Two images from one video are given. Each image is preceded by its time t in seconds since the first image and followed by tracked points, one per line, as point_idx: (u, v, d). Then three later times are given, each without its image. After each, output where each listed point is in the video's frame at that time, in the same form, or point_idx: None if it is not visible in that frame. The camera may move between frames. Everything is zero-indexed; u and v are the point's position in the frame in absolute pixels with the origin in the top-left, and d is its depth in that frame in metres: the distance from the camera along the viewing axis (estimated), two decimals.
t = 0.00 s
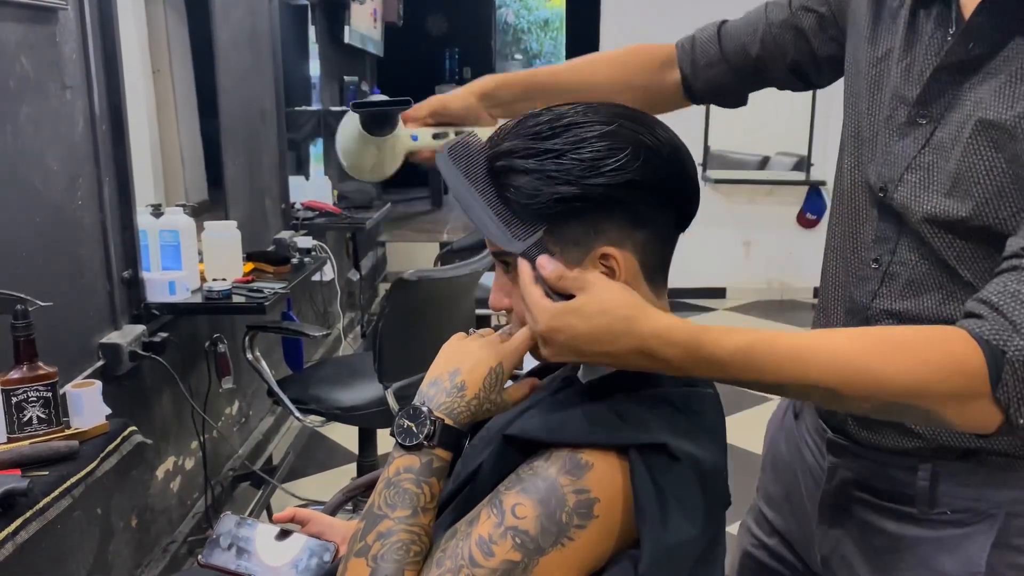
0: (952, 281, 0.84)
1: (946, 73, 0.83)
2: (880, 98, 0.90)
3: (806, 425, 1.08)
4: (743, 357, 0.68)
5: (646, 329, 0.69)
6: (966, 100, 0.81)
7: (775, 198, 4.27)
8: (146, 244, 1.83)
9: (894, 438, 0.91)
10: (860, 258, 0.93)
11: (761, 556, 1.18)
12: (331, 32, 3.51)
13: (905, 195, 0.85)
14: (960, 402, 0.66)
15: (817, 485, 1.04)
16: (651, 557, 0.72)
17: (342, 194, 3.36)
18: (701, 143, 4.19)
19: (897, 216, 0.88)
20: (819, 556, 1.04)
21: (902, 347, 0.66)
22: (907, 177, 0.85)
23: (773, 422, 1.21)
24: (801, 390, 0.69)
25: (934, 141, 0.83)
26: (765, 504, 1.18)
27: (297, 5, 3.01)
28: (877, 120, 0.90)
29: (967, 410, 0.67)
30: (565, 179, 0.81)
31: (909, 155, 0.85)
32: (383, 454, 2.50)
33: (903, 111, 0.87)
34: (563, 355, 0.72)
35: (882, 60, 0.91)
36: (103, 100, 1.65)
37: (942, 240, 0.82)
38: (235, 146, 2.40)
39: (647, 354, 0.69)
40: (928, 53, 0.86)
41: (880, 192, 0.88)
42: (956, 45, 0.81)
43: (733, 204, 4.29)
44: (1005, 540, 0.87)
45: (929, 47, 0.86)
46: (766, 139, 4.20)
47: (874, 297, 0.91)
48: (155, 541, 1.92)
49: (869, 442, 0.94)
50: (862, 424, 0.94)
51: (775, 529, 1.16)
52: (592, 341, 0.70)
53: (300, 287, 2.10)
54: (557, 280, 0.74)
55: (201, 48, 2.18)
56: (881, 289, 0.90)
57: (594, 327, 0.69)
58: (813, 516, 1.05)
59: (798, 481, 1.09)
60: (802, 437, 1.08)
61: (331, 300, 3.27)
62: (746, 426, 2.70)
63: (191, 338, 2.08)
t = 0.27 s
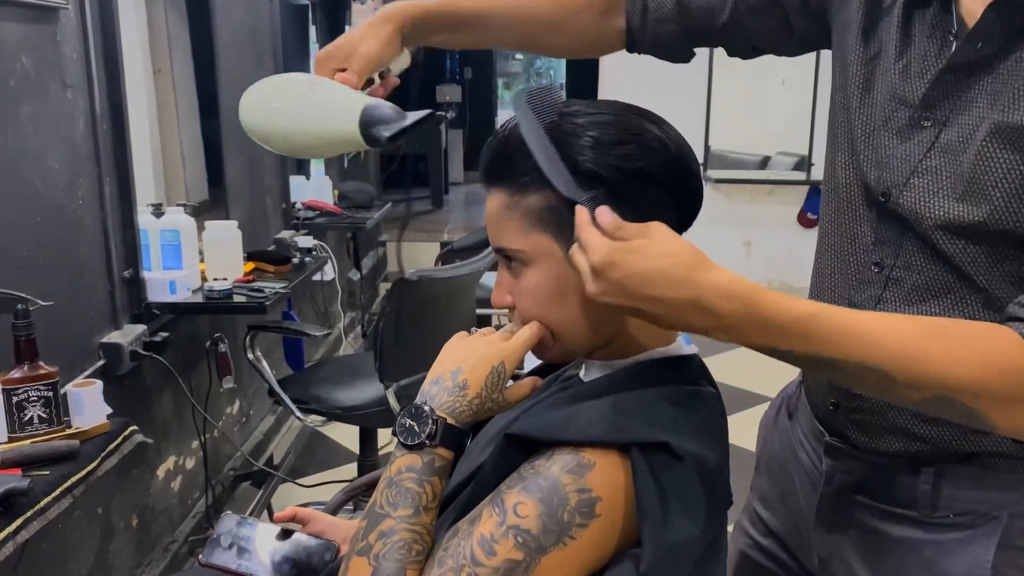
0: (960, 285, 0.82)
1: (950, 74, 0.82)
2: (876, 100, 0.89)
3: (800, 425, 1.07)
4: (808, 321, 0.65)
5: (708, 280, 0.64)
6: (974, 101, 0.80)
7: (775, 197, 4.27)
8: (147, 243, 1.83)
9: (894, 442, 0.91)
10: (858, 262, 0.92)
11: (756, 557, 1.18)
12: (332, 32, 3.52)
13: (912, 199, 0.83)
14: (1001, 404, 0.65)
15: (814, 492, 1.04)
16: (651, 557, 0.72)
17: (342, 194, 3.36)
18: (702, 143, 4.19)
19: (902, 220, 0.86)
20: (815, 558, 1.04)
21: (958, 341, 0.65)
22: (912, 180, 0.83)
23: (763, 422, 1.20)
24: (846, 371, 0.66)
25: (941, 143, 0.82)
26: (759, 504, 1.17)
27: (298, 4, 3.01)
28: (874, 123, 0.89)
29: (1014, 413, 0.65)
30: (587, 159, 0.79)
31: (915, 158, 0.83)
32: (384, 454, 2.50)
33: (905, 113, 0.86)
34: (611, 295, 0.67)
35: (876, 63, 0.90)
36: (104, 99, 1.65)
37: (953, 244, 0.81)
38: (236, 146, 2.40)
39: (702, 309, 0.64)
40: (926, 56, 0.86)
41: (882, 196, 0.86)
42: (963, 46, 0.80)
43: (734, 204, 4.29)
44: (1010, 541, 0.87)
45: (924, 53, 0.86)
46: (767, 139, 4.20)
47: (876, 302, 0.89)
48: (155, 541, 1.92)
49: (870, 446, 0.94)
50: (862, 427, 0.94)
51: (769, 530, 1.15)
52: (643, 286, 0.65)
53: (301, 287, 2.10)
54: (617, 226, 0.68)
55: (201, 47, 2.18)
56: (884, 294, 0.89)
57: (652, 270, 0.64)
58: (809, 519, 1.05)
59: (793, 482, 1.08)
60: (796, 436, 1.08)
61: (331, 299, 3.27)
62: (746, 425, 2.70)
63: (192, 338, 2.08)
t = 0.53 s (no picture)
0: (968, 288, 0.83)
1: (960, 77, 0.82)
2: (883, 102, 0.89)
3: (792, 426, 1.07)
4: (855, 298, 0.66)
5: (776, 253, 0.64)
6: (986, 103, 0.80)
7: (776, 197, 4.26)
8: (148, 242, 1.84)
9: (896, 443, 0.91)
10: (860, 263, 0.92)
11: (751, 559, 1.17)
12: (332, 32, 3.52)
13: (922, 202, 0.83)
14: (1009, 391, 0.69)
15: (811, 495, 1.03)
16: (653, 556, 0.72)
17: (343, 194, 3.36)
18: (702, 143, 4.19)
19: (909, 222, 0.86)
20: (813, 559, 1.03)
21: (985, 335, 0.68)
22: (922, 182, 0.84)
23: (754, 423, 1.21)
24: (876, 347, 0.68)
25: (952, 145, 0.82)
26: (750, 504, 1.17)
27: (299, 4, 3.01)
28: (882, 125, 0.89)
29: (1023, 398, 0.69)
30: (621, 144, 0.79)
31: (924, 161, 0.84)
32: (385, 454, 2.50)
33: (914, 115, 0.86)
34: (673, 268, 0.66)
35: (882, 65, 0.91)
36: (105, 99, 1.65)
37: (965, 248, 0.81)
38: (237, 146, 2.40)
39: (772, 278, 0.63)
40: (932, 60, 0.87)
41: (889, 198, 0.86)
42: (977, 48, 0.80)
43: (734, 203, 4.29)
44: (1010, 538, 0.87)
45: (930, 55, 0.87)
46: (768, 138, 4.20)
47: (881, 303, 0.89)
48: (156, 540, 1.92)
49: (871, 448, 0.94)
50: (863, 428, 0.94)
51: (764, 531, 1.14)
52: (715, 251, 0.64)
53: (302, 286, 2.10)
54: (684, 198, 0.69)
55: (202, 47, 2.18)
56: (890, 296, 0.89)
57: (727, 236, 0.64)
58: (805, 520, 1.04)
59: (786, 484, 1.08)
60: (789, 437, 1.08)
61: (332, 299, 3.27)
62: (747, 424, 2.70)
63: (193, 338, 2.08)
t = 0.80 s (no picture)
0: (980, 289, 0.83)
1: (984, 78, 0.82)
2: (902, 100, 0.89)
3: (791, 425, 1.07)
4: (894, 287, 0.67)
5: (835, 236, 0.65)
6: (1008, 107, 0.80)
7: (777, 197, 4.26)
8: (149, 242, 1.85)
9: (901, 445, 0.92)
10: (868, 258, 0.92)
11: (748, 558, 1.17)
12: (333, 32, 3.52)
13: (940, 202, 0.83)
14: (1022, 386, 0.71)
15: (809, 493, 1.03)
16: (654, 554, 0.72)
17: (344, 194, 3.36)
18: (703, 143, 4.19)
19: (923, 221, 0.86)
20: (812, 557, 1.03)
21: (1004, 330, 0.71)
22: (940, 183, 0.84)
23: (751, 418, 1.21)
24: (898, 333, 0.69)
25: (972, 147, 0.82)
26: (747, 502, 1.17)
27: (300, 4, 3.01)
28: (900, 122, 0.89)
29: None
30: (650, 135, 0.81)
31: (944, 161, 0.84)
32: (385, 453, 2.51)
33: (934, 114, 0.86)
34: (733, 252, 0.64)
35: (898, 60, 0.91)
36: (106, 99, 1.65)
37: (982, 250, 0.82)
38: (238, 145, 2.41)
39: (831, 255, 0.64)
40: (952, 58, 0.85)
41: (906, 198, 0.86)
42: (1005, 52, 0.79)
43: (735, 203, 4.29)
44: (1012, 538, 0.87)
45: (951, 54, 0.85)
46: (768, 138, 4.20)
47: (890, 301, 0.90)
48: (157, 539, 1.92)
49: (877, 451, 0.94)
50: (865, 428, 0.94)
51: (761, 530, 1.15)
52: (784, 228, 0.63)
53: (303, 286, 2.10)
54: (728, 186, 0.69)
55: (203, 47, 2.18)
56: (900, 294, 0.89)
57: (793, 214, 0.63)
58: (802, 517, 1.04)
59: (783, 482, 1.09)
60: (787, 436, 1.08)
61: (333, 299, 3.27)
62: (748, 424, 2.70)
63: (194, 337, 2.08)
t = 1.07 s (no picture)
0: (979, 293, 0.84)
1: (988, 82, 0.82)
2: (908, 100, 0.89)
3: (789, 428, 1.07)
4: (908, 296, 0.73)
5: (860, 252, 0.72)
6: (1012, 108, 0.80)
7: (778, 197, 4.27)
8: (151, 243, 1.85)
9: (895, 446, 0.92)
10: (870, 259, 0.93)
11: (746, 558, 1.18)
12: (335, 32, 3.52)
13: (941, 203, 0.84)
14: None
15: (807, 492, 1.04)
16: (653, 554, 0.73)
17: (345, 194, 3.36)
18: (704, 143, 4.19)
19: (924, 222, 0.87)
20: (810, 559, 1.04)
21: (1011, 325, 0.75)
22: (942, 184, 0.84)
23: (749, 421, 1.22)
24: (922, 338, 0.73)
25: (975, 148, 0.82)
26: (746, 504, 1.17)
27: (301, 5, 3.02)
28: (904, 122, 0.89)
29: None
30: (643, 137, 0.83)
31: (947, 162, 0.84)
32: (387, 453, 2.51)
33: (939, 115, 0.86)
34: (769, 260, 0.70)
35: (903, 59, 0.91)
36: (108, 100, 1.65)
37: (982, 253, 0.82)
38: (239, 146, 2.41)
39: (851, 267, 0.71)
40: (958, 62, 0.86)
41: (908, 198, 0.87)
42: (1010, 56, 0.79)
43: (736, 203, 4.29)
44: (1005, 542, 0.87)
45: (956, 55, 0.86)
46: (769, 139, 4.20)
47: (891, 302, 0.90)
48: (159, 539, 1.93)
49: (870, 450, 0.94)
50: (863, 430, 0.94)
51: (758, 531, 1.15)
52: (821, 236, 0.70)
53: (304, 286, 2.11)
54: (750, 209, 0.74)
55: (205, 47, 2.19)
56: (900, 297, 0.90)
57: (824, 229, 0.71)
58: (803, 518, 1.05)
59: (784, 484, 1.09)
60: (785, 439, 1.08)
61: (334, 299, 3.28)
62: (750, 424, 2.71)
63: (196, 337, 2.09)
